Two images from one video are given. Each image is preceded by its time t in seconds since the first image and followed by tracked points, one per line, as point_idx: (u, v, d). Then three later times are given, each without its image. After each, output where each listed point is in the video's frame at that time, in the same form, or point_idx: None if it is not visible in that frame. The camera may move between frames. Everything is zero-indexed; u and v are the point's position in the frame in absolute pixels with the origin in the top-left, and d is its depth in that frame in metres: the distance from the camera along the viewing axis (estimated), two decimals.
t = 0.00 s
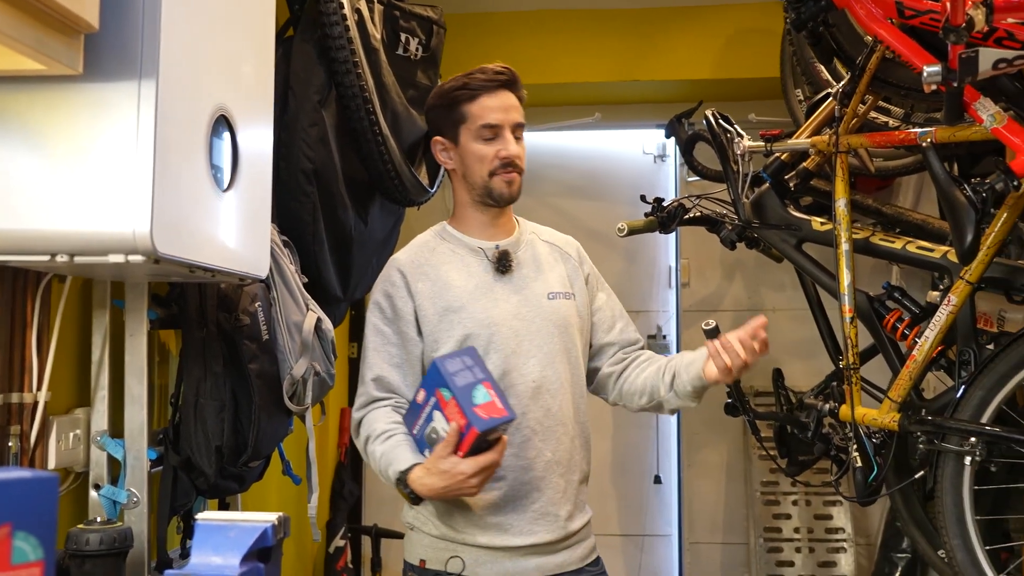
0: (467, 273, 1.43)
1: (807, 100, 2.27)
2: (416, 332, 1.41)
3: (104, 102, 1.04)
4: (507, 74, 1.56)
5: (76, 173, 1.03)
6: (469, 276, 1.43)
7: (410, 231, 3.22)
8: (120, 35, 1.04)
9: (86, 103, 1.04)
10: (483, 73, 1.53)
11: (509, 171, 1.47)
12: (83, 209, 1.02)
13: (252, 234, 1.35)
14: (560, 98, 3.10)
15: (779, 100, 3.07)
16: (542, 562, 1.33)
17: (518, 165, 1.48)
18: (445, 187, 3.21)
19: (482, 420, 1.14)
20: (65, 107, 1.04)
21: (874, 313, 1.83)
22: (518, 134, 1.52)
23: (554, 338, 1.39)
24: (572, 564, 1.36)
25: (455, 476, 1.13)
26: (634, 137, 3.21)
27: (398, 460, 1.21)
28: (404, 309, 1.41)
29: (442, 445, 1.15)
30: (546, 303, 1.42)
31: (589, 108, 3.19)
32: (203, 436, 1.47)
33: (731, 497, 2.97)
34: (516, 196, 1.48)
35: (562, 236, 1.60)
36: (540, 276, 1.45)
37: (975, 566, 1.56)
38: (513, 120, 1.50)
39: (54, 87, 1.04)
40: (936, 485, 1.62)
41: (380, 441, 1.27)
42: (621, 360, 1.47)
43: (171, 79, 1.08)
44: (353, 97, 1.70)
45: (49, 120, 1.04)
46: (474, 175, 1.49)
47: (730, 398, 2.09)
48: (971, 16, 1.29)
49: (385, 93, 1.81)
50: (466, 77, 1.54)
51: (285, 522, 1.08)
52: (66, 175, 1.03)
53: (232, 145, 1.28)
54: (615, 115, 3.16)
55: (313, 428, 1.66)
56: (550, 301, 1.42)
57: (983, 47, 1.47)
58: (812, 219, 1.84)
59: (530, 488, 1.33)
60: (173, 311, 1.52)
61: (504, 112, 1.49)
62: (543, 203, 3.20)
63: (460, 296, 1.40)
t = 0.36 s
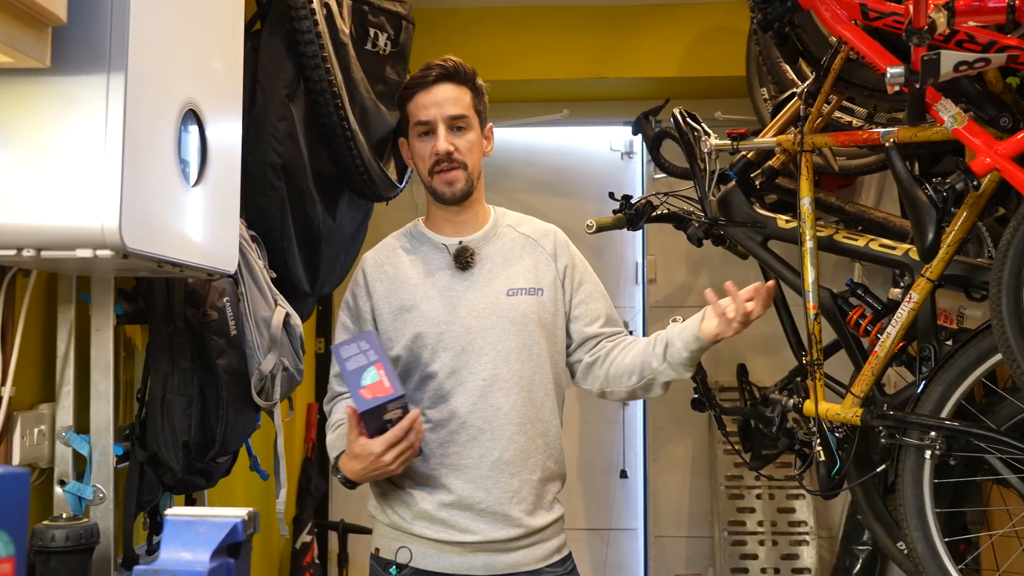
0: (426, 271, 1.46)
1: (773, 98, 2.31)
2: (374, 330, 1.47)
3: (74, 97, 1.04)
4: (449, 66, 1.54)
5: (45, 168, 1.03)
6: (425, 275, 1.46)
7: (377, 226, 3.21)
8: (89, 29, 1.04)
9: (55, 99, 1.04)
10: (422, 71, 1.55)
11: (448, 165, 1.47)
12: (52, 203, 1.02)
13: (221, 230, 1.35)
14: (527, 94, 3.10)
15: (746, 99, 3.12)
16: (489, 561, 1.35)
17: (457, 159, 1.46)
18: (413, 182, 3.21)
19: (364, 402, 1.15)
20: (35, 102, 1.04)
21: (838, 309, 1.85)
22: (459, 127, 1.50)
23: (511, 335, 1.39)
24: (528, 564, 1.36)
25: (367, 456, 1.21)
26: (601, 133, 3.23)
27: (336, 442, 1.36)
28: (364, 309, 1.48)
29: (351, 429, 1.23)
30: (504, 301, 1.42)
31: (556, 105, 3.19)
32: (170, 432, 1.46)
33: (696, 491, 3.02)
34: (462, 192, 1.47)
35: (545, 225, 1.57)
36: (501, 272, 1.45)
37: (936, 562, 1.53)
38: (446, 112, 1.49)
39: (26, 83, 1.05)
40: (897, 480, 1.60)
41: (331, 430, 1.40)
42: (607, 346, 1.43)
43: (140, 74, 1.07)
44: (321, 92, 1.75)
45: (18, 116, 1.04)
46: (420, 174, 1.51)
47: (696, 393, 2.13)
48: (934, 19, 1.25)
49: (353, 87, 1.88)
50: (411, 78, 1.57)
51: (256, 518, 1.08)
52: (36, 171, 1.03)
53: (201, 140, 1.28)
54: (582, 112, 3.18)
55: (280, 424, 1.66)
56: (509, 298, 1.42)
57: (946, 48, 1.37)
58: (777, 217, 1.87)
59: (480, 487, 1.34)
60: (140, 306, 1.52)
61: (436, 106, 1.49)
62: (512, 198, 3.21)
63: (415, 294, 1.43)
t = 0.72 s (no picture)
0: (416, 269, 1.46)
1: (761, 95, 2.32)
2: (364, 329, 1.48)
3: (61, 96, 1.03)
4: (449, 63, 1.53)
5: (31, 167, 1.02)
6: (418, 271, 1.46)
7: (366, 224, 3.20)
8: (76, 26, 1.03)
9: (42, 97, 1.03)
10: (420, 67, 1.54)
11: (445, 164, 1.46)
12: (39, 202, 1.01)
13: (210, 229, 1.34)
14: (516, 92, 3.10)
15: (734, 95, 3.13)
16: (478, 562, 1.35)
17: (455, 159, 1.46)
18: (402, 179, 3.20)
19: (358, 407, 1.18)
20: (22, 100, 1.03)
21: (829, 306, 1.86)
22: (457, 125, 1.49)
23: (501, 336, 1.39)
24: (518, 565, 1.36)
25: (355, 461, 1.22)
26: (590, 130, 3.23)
27: (325, 442, 1.35)
28: (355, 306, 1.48)
29: (341, 432, 1.23)
30: (495, 300, 1.41)
31: (545, 102, 3.19)
32: (160, 432, 1.45)
33: (686, 487, 3.03)
34: (459, 192, 1.47)
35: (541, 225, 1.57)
36: (492, 272, 1.45)
37: (928, 556, 1.54)
38: (445, 111, 1.48)
39: (12, 80, 1.03)
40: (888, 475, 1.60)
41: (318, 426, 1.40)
42: (591, 354, 1.45)
43: (127, 72, 1.06)
44: (310, 90, 1.76)
45: (5, 113, 1.03)
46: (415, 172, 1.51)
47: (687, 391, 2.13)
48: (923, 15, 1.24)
49: (342, 86, 1.88)
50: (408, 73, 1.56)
51: (247, 518, 1.07)
52: (23, 169, 1.02)
53: (190, 138, 1.27)
54: (570, 110, 3.19)
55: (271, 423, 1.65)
56: (500, 298, 1.42)
57: (935, 44, 1.39)
58: (767, 213, 1.88)
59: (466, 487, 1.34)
60: (128, 305, 1.51)
61: (434, 104, 1.49)
62: (500, 196, 3.21)
63: (406, 293, 1.43)
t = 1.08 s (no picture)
0: (407, 277, 1.44)
1: (750, 103, 2.33)
2: (355, 337, 1.44)
3: (44, 104, 1.02)
4: (441, 71, 1.53)
5: (14, 177, 1.01)
6: (411, 278, 1.43)
7: (356, 233, 3.19)
8: (59, 35, 1.02)
9: (25, 106, 1.02)
10: (412, 75, 1.53)
11: (438, 171, 1.46)
12: (22, 212, 1.00)
13: (197, 238, 1.33)
14: (507, 100, 3.09)
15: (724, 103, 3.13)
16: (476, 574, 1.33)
17: (448, 165, 1.46)
18: (392, 188, 3.19)
19: (385, 464, 1.09)
20: (5, 109, 1.02)
21: (820, 315, 1.84)
22: (450, 133, 1.50)
23: (497, 343, 1.38)
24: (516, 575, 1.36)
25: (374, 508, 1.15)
26: (581, 138, 3.23)
27: (330, 477, 1.28)
28: (344, 314, 1.45)
29: (358, 479, 1.16)
30: (490, 307, 1.41)
31: (535, 110, 3.19)
32: (146, 444, 1.44)
33: (678, 496, 3.02)
34: (451, 198, 1.46)
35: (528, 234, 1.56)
36: (485, 278, 1.44)
37: (919, 563, 1.53)
38: (438, 118, 1.48)
39: None
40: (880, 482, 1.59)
41: (318, 453, 1.34)
42: (576, 375, 1.44)
43: (111, 81, 1.05)
44: (299, 98, 1.79)
45: None
46: (407, 179, 1.50)
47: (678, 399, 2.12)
48: (912, 23, 1.23)
49: (331, 93, 1.92)
50: (397, 82, 1.56)
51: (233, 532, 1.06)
52: (5, 179, 1.01)
53: (176, 147, 1.26)
54: (561, 118, 3.17)
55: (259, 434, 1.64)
56: (495, 305, 1.41)
57: (925, 51, 1.36)
58: (757, 221, 1.88)
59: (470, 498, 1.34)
60: (114, 316, 1.49)
61: (428, 111, 1.49)
62: (491, 204, 3.20)
63: (400, 301, 1.41)
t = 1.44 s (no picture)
0: (411, 279, 1.42)
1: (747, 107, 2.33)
2: (356, 340, 1.42)
3: (35, 108, 1.02)
4: (454, 77, 1.54)
5: (5, 181, 1.01)
6: (410, 280, 1.42)
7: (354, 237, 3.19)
8: (51, 40, 1.02)
9: (17, 110, 1.02)
10: (430, 76, 1.52)
11: (456, 173, 1.46)
12: (12, 216, 1.00)
13: (191, 241, 1.33)
14: (504, 103, 3.09)
15: (721, 107, 3.13)
16: None
17: (465, 169, 1.47)
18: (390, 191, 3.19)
19: (393, 461, 1.06)
20: None
21: (817, 320, 1.83)
22: (464, 139, 1.51)
23: (499, 344, 1.38)
24: None
25: (385, 508, 1.11)
26: (579, 142, 3.23)
27: (336, 484, 1.26)
28: (344, 318, 1.42)
29: (367, 480, 1.12)
30: (492, 308, 1.40)
31: (533, 114, 3.19)
32: (139, 448, 1.43)
33: (676, 500, 3.01)
34: (463, 201, 1.48)
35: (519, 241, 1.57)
36: (485, 280, 1.44)
37: (914, 568, 1.52)
38: (458, 123, 1.49)
39: None
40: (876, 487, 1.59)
41: (321, 462, 1.32)
42: (550, 392, 1.48)
43: (102, 85, 1.05)
44: (294, 101, 1.80)
45: None
46: (419, 180, 1.48)
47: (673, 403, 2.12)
48: (906, 26, 1.24)
49: (327, 97, 1.94)
50: (409, 80, 1.53)
51: (224, 536, 1.05)
52: None
53: (169, 150, 1.25)
54: (559, 123, 3.18)
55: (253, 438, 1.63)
56: (497, 306, 1.41)
57: (919, 55, 1.35)
58: (753, 225, 1.88)
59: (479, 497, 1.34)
60: (108, 319, 1.49)
61: (448, 114, 1.49)
62: (489, 208, 3.20)
63: (401, 303, 1.39)
